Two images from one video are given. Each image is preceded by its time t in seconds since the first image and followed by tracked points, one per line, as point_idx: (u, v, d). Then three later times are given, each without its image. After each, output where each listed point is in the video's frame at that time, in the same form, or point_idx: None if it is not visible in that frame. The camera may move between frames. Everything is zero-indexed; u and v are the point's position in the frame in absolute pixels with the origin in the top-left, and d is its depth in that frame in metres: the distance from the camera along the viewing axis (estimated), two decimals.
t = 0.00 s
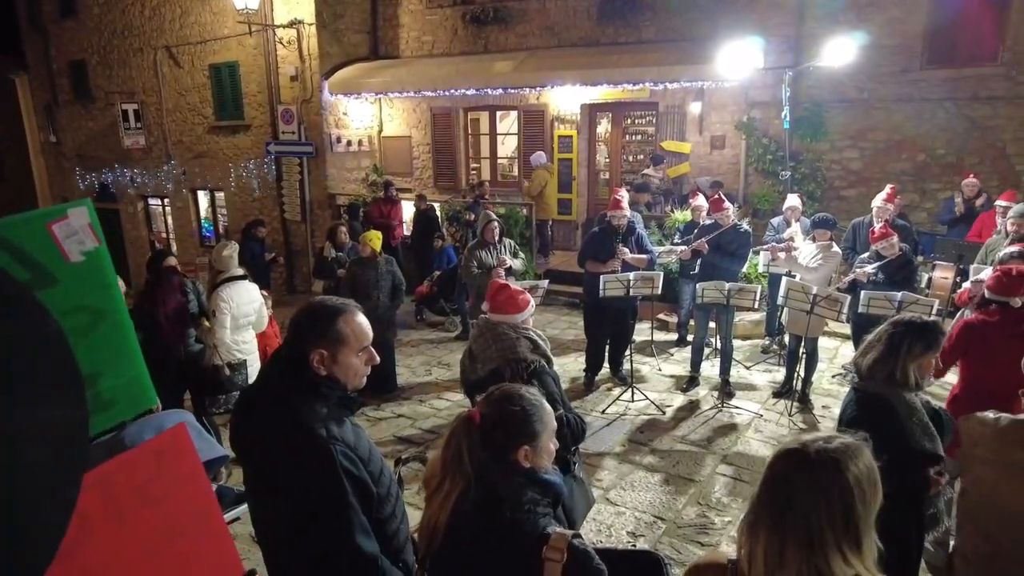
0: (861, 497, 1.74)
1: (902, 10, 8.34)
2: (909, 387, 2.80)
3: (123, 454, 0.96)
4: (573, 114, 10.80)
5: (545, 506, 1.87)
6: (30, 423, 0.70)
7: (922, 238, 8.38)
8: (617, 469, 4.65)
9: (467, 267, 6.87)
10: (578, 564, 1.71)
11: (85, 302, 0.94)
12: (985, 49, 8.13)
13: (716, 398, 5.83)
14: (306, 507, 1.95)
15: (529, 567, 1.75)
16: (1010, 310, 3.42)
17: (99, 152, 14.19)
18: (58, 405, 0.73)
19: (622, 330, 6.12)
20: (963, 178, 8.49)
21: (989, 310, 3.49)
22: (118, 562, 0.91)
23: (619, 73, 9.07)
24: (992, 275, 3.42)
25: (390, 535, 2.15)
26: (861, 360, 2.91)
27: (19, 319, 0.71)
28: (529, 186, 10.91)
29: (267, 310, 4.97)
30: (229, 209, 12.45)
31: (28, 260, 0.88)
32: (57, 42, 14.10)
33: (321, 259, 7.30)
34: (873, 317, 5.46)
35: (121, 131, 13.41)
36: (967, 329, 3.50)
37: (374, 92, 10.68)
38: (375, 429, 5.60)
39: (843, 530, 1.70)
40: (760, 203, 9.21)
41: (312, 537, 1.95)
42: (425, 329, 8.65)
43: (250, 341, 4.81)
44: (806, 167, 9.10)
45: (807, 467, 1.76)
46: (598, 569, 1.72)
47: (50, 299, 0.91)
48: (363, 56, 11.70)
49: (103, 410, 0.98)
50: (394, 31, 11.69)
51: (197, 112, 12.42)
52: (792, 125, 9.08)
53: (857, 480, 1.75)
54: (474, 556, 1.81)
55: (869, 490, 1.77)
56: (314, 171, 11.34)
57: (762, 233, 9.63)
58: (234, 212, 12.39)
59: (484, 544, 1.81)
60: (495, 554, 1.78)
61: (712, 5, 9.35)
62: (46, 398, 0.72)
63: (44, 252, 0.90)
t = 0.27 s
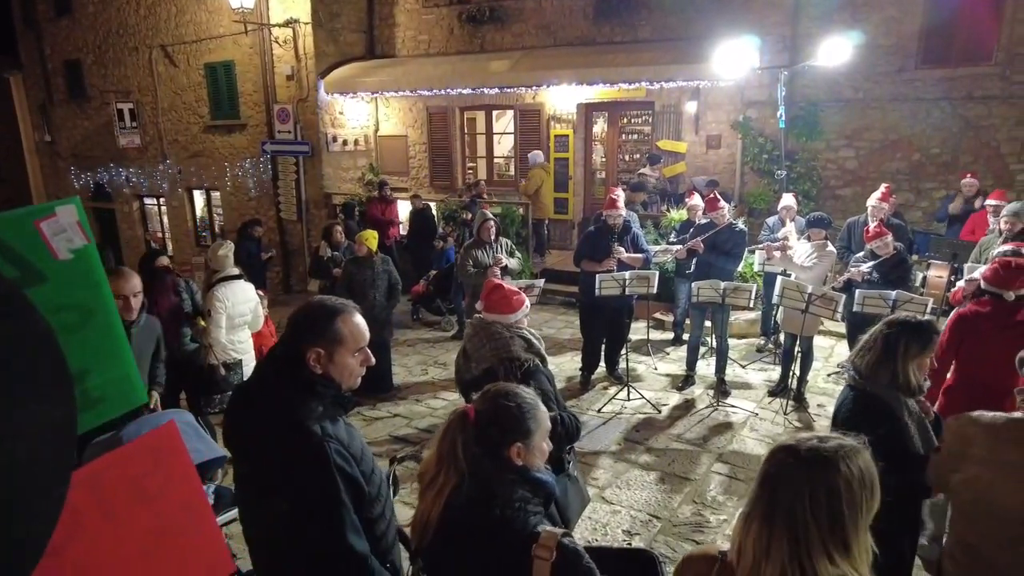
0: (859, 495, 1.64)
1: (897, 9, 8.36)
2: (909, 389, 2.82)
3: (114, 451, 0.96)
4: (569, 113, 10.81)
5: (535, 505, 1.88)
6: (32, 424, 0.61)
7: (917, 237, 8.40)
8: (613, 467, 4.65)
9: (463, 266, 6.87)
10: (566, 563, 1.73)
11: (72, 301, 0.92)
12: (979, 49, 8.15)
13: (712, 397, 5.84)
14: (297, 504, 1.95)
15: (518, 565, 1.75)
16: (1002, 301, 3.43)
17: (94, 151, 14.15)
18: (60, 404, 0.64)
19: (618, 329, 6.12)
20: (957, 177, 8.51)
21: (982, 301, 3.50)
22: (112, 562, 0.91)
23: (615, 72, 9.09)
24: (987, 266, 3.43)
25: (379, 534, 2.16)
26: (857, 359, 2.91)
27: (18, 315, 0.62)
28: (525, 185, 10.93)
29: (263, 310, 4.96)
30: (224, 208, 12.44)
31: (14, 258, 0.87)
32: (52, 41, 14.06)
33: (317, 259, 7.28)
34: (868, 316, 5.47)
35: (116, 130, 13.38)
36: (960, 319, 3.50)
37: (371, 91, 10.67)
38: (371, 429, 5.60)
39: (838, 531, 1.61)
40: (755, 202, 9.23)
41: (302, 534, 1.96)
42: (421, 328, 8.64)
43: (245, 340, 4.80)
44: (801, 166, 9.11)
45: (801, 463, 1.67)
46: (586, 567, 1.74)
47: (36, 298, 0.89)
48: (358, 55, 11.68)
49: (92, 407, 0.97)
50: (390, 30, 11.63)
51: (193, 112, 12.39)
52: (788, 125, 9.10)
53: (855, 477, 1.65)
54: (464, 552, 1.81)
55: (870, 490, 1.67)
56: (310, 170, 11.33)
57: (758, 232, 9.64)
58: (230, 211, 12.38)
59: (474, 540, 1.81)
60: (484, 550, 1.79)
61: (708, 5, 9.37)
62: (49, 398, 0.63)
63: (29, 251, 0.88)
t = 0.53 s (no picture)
0: (847, 493, 1.64)
1: (889, 10, 8.39)
2: (899, 388, 2.83)
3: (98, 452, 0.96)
4: (563, 113, 10.82)
5: (519, 503, 1.88)
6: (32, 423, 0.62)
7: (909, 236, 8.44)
8: (606, 466, 4.66)
9: (457, 266, 6.86)
10: (550, 560, 1.72)
11: (56, 302, 0.92)
12: (970, 49, 8.19)
13: (705, 395, 5.86)
14: (285, 503, 1.95)
15: (503, 564, 1.75)
16: (983, 299, 3.49)
17: (86, 150, 14.09)
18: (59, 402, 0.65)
19: (612, 328, 6.13)
20: (949, 177, 8.56)
21: (963, 299, 3.56)
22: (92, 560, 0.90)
23: (609, 72, 9.09)
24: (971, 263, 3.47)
25: (365, 534, 2.16)
26: (848, 358, 2.91)
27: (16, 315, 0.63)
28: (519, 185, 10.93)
29: (257, 310, 4.95)
30: (217, 208, 12.41)
31: None
32: (44, 40, 13.98)
33: (310, 259, 7.27)
34: (860, 315, 5.50)
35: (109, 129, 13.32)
36: (942, 316, 3.55)
37: (364, 91, 10.66)
38: (364, 429, 5.60)
39: (823, 527, 1.60)
40: (748, 201, 9.26)
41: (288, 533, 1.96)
42: (416, 328, 8.64)
43: (239, 340, 4.79)
44: (794, 165, 9.14)
45: (789, 458, 1.67)
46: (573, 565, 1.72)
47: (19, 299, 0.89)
48: (352, 54, 11.66)
49: (76, 407, 0.97)
50: (383, 30, 11.63)
51: (186, 111, 12.35)
52: (780, 124, 9.13)
53: (842, 475, 1.64)
54: (449, 553, 1.82)
55: (857, 489, 1.67)
56: (304, 170, 11.30)
57: (751, 231, 9.67)
58: (224, 211, 12.34)
59: (459, 541, 1.82)
60: (470, 550, 1.79)
61: (701, 5, 9.39)
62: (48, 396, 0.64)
63: (11, 251, 0.88)
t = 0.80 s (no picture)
0: (831, 491, 1.63)
1: (879, 10, 8.44)
2: (890, 387, 2.84)
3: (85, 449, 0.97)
4: (556, 113, 10.83)
5: (507, 502, 1.88)
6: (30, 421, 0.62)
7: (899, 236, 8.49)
8: (598, 465, 4.67)
9: (450, 265, 6.85)
10: (538, 558, 1.73)
11: (39, 301, 0.92)
12: (960, 50, 8.25)
13: (697, 394, 5.88)
14: (267, 503, 1.95)
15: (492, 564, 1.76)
16: (965, 305, 3.54)
17: (76, 150, 14.00)
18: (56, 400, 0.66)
19: (604, 328, 6.14)
20: (938, 176, 8.62)
21: (945, 303, 3.62)
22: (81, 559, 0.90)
23: (601, 71, 9.10)
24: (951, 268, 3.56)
25: (351, 534, 2.17)
26: (837, 357, 2.92)
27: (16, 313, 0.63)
28: (512, 185, 10.93)
29: (248, 310, 4.93)
30: (209, 208, 12.36)
31: None
32: (33, 38, 13.89)
33: (301, 258, 7.25)
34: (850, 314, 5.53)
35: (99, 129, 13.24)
36: (924, 318, 3.63)
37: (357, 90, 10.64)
38: (356, 429, 5.59)
39: (807, 524, 1.60)
40: (740, 201, 9.30)
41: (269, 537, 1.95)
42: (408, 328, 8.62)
43: (231, 340, 4.78)
44: (785, 165, 9.18)
45: (774, 456, 1.67)
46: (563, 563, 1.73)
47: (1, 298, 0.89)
48: (344, 53, 11.63)
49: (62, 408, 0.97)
50: (376, 28, 11.60)
51: (177, 110, 12.29)
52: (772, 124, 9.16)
53: (825, 474, 1.63)
54: (438, 554, 1.83)
55: (842, 489, 1.65)
56: (296, 170, 11.27)
57: (742, 230, 9.71)
58: (215, 211, 12.29)
59: (448, 541, 1.82)
60: (459, 551, 1.80)
61: (693, 5, 9.41)
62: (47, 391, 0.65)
63: None
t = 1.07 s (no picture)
0: (818, 488, 1.64)
1: (867, 10, 8.49)
2: (877, 384, 2.86)
3: (69, 451, 0.99)
4: (547, 112, 10.84)
5: (501, 501, 1.88)
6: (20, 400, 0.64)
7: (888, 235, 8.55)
8: (590, 464, 4.68)
9: (442, 265, 6.84)
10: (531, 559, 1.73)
11: (20, 298, 0.94)
12: (947, 51, 8.32)
13: (687, 393, 5.91)
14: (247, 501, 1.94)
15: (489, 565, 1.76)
16: (948, 313, 3.58)
17: (65, 149, 13.90)
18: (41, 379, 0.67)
19: (596, 327, 6.16)
20: (927, 176, 8.69)
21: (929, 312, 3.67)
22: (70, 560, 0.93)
23: (592, 71, 9.12)
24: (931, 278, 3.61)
25: (334, 536, 2.16)
26: (826, 355, 2.94)
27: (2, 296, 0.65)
28: (503, 184, 10.93)
29: (240, 310, 4.92)
30: (199, 208, 12.30)
31: None
32: (21, 37, 13.77)
33: (292, 258, 7.23)
34: (839, 312, 5.58)
35: (87, 128, 13.15)
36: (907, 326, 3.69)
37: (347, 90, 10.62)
38: (348, 429, 5.58)
39: (795, 523, 1.61)
40: (730, 201, 9.34)
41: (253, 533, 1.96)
42: (400, 328, 8.62)
43: (222, 341, 4.78)
44: (775, 165, 9.22)
45: (761, 454, 1.68)
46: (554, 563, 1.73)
47: None
48: (335, 53, 11.60)
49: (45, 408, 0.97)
50: (367, 28, 11.61)
51: (166, 110, 12.22)
52: (762, 124, 9.20)
53: (812, 472, 1.64)
54: (433, 557, 1.83)
55: (829, 487, 1.66)
56: (287, 170, 11.23)
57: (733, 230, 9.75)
58: (206, 211, 12.23)
59: (443, 544, 1.83)
60: (456, 554, 1.81)
61: (684, 5, 9.45)
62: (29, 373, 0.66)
63: None
